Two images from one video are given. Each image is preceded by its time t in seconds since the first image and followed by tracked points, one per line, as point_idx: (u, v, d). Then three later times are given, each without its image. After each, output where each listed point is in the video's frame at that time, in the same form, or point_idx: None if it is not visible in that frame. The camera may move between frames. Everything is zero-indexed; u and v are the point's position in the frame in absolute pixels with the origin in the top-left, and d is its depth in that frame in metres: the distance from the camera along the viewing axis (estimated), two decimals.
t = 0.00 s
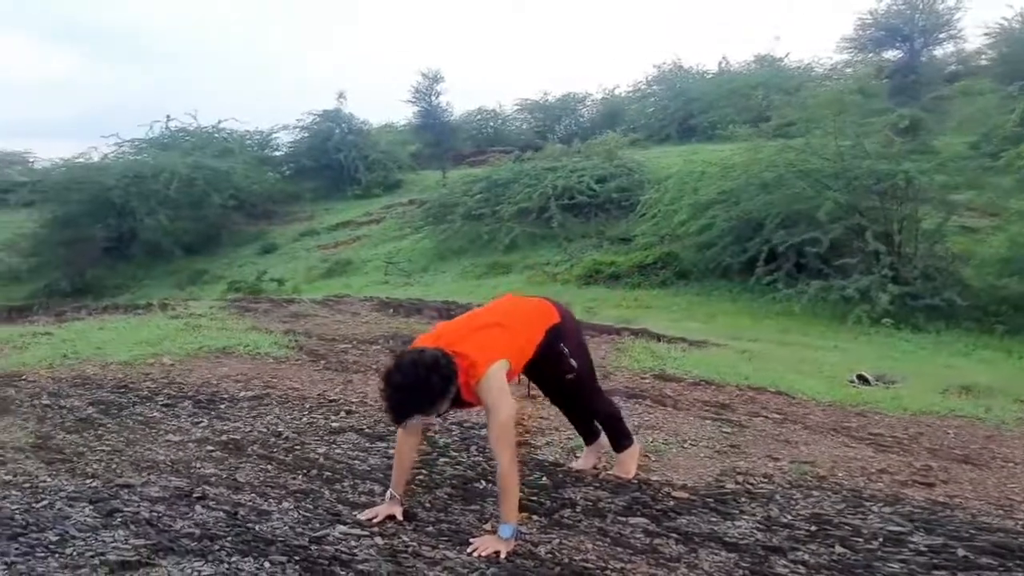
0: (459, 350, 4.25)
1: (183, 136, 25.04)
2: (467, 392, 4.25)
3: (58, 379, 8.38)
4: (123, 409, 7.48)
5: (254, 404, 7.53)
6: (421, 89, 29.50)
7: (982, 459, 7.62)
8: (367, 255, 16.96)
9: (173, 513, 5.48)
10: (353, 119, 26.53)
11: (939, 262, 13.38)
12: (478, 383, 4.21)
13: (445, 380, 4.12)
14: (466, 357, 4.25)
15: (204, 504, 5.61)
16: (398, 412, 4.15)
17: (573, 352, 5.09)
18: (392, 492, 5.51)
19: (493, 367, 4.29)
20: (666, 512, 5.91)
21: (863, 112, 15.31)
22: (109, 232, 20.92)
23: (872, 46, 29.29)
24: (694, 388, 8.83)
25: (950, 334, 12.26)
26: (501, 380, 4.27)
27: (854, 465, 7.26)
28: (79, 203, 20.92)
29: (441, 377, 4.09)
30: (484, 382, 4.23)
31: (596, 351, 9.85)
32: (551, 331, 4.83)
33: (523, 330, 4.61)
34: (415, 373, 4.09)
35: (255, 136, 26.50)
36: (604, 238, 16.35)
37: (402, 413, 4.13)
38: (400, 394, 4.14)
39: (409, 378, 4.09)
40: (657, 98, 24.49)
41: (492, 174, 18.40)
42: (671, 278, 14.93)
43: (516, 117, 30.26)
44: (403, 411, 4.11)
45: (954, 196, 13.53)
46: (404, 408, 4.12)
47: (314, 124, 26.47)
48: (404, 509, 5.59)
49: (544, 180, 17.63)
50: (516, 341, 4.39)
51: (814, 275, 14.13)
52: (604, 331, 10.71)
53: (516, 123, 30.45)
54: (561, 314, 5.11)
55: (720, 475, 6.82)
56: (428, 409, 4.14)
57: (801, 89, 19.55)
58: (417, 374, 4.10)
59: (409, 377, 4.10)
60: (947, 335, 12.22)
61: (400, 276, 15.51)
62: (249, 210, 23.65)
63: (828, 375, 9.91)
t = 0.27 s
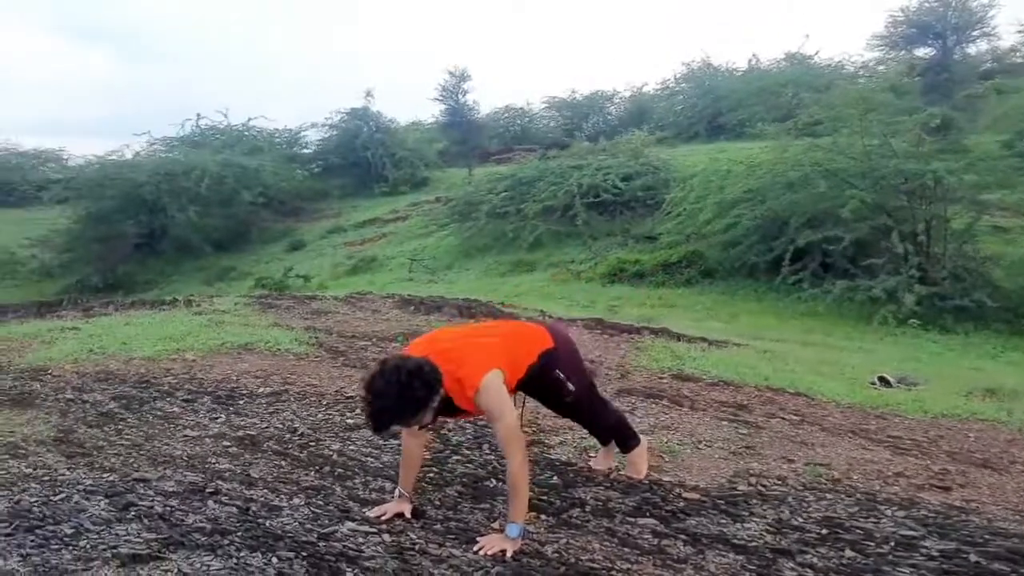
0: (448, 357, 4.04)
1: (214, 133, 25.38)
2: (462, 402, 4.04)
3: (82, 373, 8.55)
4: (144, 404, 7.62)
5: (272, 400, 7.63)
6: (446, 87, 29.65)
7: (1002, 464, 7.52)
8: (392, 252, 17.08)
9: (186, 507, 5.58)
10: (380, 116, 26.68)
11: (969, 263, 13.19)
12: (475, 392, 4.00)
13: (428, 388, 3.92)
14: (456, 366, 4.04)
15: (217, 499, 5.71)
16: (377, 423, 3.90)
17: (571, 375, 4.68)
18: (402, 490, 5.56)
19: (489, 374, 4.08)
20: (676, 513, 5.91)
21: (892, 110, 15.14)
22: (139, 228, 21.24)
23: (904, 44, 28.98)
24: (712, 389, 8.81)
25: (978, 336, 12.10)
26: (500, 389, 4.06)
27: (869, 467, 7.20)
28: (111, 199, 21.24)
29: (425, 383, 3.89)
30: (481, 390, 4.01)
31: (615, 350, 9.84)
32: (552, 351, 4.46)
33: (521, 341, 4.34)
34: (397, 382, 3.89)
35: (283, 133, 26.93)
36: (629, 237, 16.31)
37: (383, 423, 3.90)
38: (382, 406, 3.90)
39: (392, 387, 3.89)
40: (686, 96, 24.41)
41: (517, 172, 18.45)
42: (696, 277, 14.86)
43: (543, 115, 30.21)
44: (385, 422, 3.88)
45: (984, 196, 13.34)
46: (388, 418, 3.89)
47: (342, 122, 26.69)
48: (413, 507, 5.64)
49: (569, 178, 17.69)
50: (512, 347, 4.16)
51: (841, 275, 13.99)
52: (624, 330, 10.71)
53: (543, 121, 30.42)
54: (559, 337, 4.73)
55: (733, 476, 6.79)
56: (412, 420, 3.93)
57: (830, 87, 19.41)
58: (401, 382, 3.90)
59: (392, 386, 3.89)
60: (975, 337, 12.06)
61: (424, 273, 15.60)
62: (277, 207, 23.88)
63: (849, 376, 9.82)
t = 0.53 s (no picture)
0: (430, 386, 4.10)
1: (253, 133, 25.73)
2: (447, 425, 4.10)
3: (107, 370, 8.71)
4: (164, 400, 7.74)
5: (290, 397, 7.71)
6: (480, 87, 29.75)
7: None
8: (423, 251, 17.17)
9: (195, 503, 5.67)
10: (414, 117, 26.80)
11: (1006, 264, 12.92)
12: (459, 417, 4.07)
13: (406, 415, 3.99)
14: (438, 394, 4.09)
15: (225, 495, 5.79)
16: (354, 450, 3.96)
17: (563, 410, 4.70)
18: (407, 488, 5.57)
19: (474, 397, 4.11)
20: (684, 515, 5.87)
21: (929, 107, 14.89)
22: (177, 227, 21.57)
23: (945, 41, 28.54)
24: (733, 391, 8.73)
25: (1014, 339, 11.83)
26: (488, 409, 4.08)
27: (888, 472, 7.08)
28: (150, 198, 21.62)
29: (403, 410, 3.95)
30: (468, 414, 4.04)
31: (637, 350, 9.79)
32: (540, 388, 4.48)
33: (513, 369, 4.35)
34: (373, 410, 3.96)
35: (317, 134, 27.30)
36: (661, 236, 16.21)
37: (361, 449, 3.95)
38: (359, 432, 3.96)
39: (370, 415, 3.96)
40: (722, 94, 24.26)
41: (548, 172, 18.46)
42: (726, 277, 14.69)
43: (578, 115, 29.99)
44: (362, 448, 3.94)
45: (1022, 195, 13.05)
46: (365, 444, 3.94)
47: (377, 122, 26.90)
48: (418, 505, 5.65)
49: (600, 177, 17.66)
50: (492, 369, 4.20)
51: (875, 276, 13.77)
52: (647, 331, 10.66)
53: (577, 121, 30.12)
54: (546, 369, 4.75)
55: (747, 479, 6.72)
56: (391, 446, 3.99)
57: (867, 86, 19.19)
58: (378, 410, 3.97)
59: (369, 414, 3.96)
60: (1011, 340, 11.80)
61: (454, 273, 15.66)
62: (312, 207, 24.13)
63: (875, 379, 9.67)
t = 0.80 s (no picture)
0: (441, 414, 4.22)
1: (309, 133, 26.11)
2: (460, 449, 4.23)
3: (153, 363, 8.93)
4: (205, 393, 7.90)
5: (326, 392, 7.80)
6: (530, 86, 29.73)
7: None
8: (471, 250, 17.25)
9: (225, 494, 5.78)
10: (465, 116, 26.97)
11: None
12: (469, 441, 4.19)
13: (416, 441, 4.14)
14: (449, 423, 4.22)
15: (255, 487, 5.88)
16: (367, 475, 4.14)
17: (579, 433, 4.77)
18: (431, 484, 5.59)
19: (485, 422, 4.23)
20: (710, 517, 5.80)
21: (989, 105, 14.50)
22: (232, 225, 21.98)
23: (1010, 36, 27.84)
24: (773, 393, 8.61)
25: None
26: (499, 431, 4.20)
27: (928, 479, 6.87)
28: (207, 197, 22.16)
29: (412, 437, 4.09)
30: (478, 439, 4.16)
31: (677, 351, 9.71)
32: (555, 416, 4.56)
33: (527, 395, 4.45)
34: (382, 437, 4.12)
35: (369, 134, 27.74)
36: (711, 237, 16.04)
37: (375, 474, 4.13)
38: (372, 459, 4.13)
39: (380, 442, 4.12)
40: (778, 93, 23.98)
41: (597, 171, 18.41)
42: (777, 279, 14.46)
43: (630, 114, 29.94)
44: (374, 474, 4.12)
45: None
46: (378, 471, 4.11)
47: (427, 122, 27.19)
48: (442, 501, 5.66)
49: (647, 177, 17.65)
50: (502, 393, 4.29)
51: (931, 279, 13.42)
52: (689, 332, 10.57)
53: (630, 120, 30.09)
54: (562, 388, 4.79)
55: (780, 482, 6.61)
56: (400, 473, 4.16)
57: (927, 85, 18.81)
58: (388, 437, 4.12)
59: (379, 441, 4.12)
60: None
61: (501, 272, 15.71)
62: (364, 206, 24.48)
63: (922, 384, 9.43)
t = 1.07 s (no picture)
0: (464, 438, 4.31)
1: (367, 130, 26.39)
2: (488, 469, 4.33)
3: (203, 354, 9.11)
4: (251, 384, 8.03)
5: (368, 386, 7.88)
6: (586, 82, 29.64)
7: None
8: (523, 247, 17.27)
9: (263, 483, 5.87)
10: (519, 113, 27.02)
11: None
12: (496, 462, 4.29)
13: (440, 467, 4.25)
14: (473, 447, 4.31)
15: (292, 477, 5.96)
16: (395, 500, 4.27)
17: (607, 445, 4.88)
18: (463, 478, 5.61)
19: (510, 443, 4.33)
20: (745, 519, 5.73)
21: None
22: (289, 220, 22.31)
23: None
24: (821, 395, 8.46)
25: None
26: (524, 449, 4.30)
27: (976, 486, 6.67)
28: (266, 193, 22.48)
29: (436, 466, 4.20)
30: (504, 459, 4.28)
31: (723, 351, 9.59)
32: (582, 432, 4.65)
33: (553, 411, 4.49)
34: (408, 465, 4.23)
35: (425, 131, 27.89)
36: (766, 236, 15.81)
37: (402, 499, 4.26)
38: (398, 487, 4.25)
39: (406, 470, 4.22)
40: (840, 90, 23.59)
41: (651, 168, 18.30)
42: (833, 279, 14.19)
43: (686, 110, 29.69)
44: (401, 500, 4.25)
45: None
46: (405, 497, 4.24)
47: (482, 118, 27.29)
48: (474, 496, 5.67)
49: (703, 174, 17.49)
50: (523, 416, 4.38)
51: (993, 281, 13.04)
52: (737, 332, 10.44)
53: (687, 117, 29.88)
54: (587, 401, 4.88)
55: (820, 486, 6.50)
56: (426, 497, 4.27)
57: (995, 81, 18.35)
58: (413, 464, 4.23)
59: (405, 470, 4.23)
60: None
61: (552, 270, 15.69)
62: (419, 202, 24.60)
63: (977, 388, 9.17)
